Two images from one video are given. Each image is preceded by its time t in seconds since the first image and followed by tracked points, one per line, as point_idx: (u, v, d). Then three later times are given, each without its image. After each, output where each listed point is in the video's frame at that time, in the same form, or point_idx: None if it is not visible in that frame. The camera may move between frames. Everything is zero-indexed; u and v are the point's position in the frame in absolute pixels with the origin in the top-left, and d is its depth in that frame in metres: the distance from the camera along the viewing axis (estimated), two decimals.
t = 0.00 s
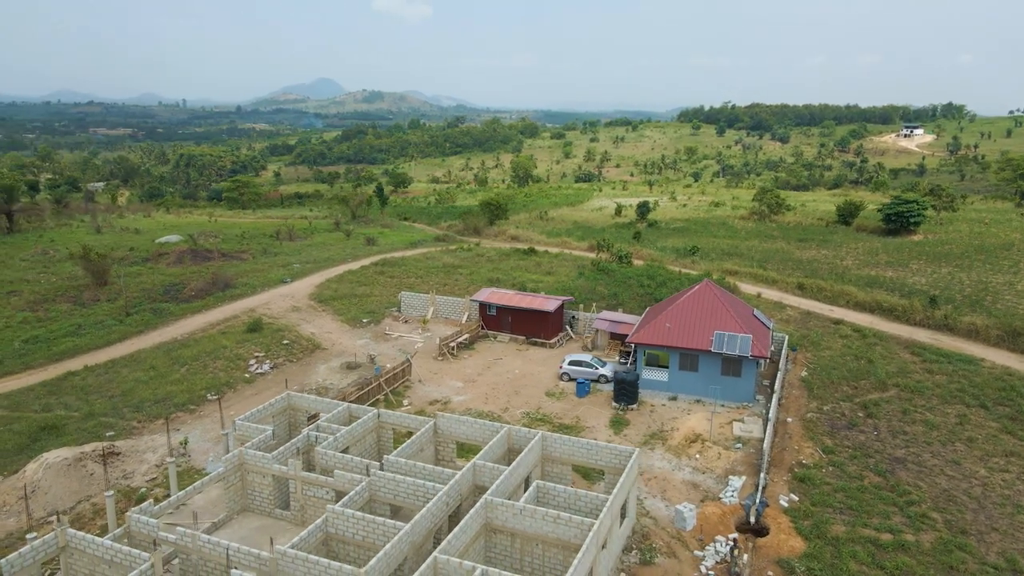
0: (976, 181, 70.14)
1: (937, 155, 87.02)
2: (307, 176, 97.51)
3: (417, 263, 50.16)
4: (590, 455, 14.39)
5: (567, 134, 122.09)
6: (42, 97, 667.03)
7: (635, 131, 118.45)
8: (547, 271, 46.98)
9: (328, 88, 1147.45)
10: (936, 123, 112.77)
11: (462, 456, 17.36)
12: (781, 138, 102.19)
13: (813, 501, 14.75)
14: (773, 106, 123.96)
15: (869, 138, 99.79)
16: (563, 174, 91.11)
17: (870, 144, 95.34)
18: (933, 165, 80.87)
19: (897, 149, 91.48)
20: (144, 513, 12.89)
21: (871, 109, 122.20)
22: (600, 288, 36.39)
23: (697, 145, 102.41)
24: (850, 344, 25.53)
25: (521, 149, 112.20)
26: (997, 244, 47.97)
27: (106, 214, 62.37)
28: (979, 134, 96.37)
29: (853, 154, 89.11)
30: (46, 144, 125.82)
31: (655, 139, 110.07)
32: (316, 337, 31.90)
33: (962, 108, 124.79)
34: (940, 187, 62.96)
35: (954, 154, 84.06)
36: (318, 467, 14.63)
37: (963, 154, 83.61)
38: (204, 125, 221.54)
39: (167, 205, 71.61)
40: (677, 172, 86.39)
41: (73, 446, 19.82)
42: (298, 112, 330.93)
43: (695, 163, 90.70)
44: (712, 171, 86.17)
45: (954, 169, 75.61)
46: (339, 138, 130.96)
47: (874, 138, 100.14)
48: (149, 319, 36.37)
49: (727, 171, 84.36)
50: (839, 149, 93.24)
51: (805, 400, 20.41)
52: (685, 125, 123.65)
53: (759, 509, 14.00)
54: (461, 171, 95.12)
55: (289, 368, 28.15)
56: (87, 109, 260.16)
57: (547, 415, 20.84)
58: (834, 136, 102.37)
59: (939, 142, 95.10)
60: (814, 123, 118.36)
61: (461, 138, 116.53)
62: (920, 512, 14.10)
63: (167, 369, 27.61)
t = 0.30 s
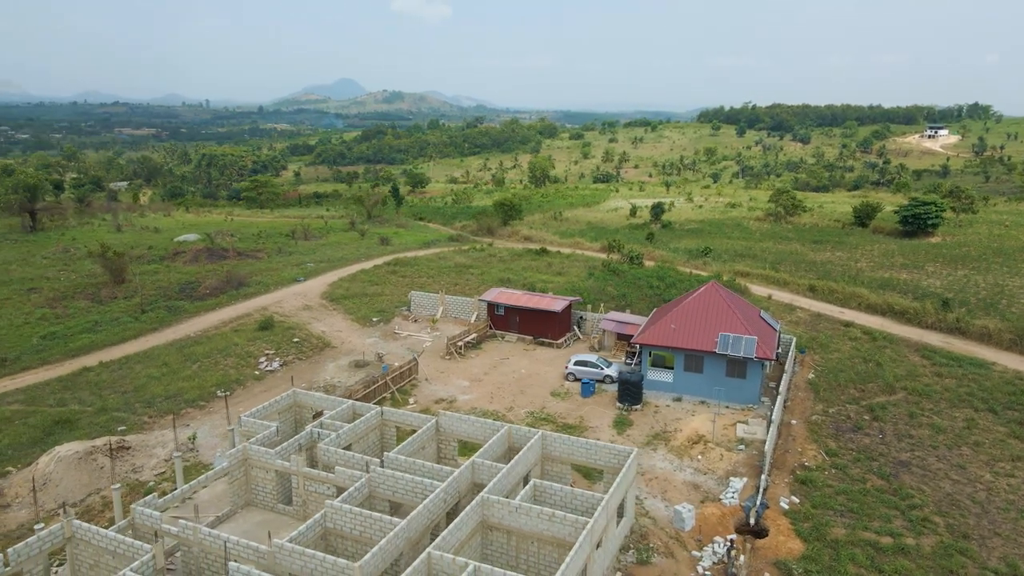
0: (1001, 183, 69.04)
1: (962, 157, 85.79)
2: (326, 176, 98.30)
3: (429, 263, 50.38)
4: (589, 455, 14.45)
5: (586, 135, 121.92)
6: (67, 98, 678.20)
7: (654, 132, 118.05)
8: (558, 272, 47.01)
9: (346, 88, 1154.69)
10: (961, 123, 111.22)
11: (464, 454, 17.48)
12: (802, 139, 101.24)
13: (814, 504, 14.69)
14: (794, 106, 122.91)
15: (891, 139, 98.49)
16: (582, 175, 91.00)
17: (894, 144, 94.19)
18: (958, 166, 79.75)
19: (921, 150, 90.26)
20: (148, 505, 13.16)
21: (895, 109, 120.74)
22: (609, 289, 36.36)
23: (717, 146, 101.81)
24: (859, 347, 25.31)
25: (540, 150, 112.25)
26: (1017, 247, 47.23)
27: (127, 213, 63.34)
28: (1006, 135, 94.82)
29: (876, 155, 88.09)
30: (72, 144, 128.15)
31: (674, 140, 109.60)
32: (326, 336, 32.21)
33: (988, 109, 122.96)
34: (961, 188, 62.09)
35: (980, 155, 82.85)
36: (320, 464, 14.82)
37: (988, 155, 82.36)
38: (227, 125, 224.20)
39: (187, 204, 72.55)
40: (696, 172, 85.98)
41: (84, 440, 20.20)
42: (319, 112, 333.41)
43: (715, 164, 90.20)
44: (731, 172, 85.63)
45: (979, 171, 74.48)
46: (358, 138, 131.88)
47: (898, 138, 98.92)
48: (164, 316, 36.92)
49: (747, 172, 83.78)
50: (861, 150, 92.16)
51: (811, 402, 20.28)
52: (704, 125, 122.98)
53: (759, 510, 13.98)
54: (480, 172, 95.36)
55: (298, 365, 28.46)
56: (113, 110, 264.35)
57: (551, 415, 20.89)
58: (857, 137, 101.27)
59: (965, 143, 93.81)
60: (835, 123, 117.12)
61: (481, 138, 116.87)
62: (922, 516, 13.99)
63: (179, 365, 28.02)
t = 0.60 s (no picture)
0: None
1: (986, 158, 84.55)
2: (345, 176, 99.00)
3: (441, 263, 50.58)
4: (588, 455, 14.51)
5: (604, 136, 121.60)
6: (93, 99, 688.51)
7: (673, 132, 117.56)
8: (568, 272, 47.06)
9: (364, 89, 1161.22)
10: (986, 124, 109.55)
11: (466, 452, 17.58)
12: (823, 140, 100.27)
13: (814, 506, 14.64)
14: (816, 107, 121.84)
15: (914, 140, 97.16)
16: (599, 176, 90.80)
17: (917, 146, 93.00)
18: (981, 168, 78.60)
19: (945, 151, 89.05)
20: (153, 499, 13.39)
21: (918, 110, 119.28)
22: (618, 289, 36.33)
23: (737, 147, 101.10)
24: (868, 350, 25.10)
25: (559, 151, 112.22)
26: None
27: (147, 212, 64.24)
28: None
29: (898, 156, 87.03)
30: (97, 144, 130.22)
31: (693, 141, 109.08)
32: (336, 334, 32.50)
33: (1015, 110, 121.01)
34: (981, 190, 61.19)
35: (1006, 156, 81.54)
36: (323, 460, 15.00)
37: (1014, 156, 81.04)
38: (247, 126, 226.62)
39: (206, 203, 73.43)
40: (714, 174, 85.56)
41: (96, 435, 20.60)
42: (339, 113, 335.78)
43: (733, 165, 89.63)
44: (750, 173, 84.99)
45: (1003, 172, 73.32)
46: (377, 138, 132.71)
47: (922, 139, 97.62)
48: (178, 314, 37.46)
49: (766, 173, 83.20)
50: (883, 151, 91.09)
51: (816, 405, 20.18)
52: (724, 126, 122.19)
53: (758, 512, 13.96)
54: (497, 172, 95.54)
55: (307, 364, 28.74)
56: (137, 111, 268.17)
57: (555, 415, 20.94)
58: (879, 137, 100.10)
59: (990, 144, 92.44)
60: (857, 124, 115.86)
61: (499, 139, 117.14)
62: (923, 520, 13.90)
63: (191, 362, 28.45)
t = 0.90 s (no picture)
0: None
1: (1011, 159, 83.20)
2: (364, 176, 99.64)
3: (453, 263, 50.78)
4: (587, 454, 14.57)
5: (623, 137, 121.30)
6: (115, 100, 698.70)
7: (693, 133, 116.96)
8: (578, 273, 47.08)
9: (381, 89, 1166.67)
10: (1013, 125, 107.79)
11: (468, 450, 17.70)
12: (844, 140, 99.21)
13: (815, 508, 14.60)
14: (837, 108, 120.66)
15: (938, 141, 95.75)
16: (617, 176, 90.56)
17: (940, 146, 91.72)
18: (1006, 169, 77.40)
19: (970, 152, 87.79)
20: (158, 492, 13.62)
21: (943, 110, 117.70)
22: (627, 290, 36.30)
23: (756, 147, 100.35)
24: (877, 352, 24.89)
25: (577, 151, 112.08)
26: None
27: (167, 212, 65.10)
28: None
29: (921, 157, 85.89)
30: (121, 144, 132.26)
31: (712, 141, 108.47)
32: (345, 333, 32.78)
33: None
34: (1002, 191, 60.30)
35: None
36: (325, 456, 15.18)
37: None
38: (268, 126, 228.77)
39: (225, 203, 74.21)
40: (733, 175, 85.08)
41: (107, 429, 20.99)
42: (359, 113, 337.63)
43: (753, 166, 89.04)
44: (770, 174, 84.32)
45: None
46: (396, 138, 133.41)
47: (945, 140, 96.26)
48: (192, 312, 37.95)
49: (785, 174, 82.54)
50: (905, 152, 89.93)
51: (822, 407, 20.07)
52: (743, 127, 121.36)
53: (757, 513, 13.96)
54: (515, 172, 95.64)
55: (316, 362, 29.01)
56: (167, 112, 271.04)
57: (559, 415, 20.98)
58: (902, 138, 98.84)
59: (1015, 146, 90.98)
60: (879, 124, 114.53)
61: (517, 139, 117.31)
62: (924, 524, 13.82)
63: (202, 359, 28.85)
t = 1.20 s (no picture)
0: None
1: None
2: (382, 176, 100.19)
3: (465, 263, 50.95)
4: (587, 453, 14.62)
5: (641, 137, 120.92)
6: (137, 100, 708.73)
7: (712, 134, 116.31)
8: (589, 273, 47.09)
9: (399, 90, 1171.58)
10: None
11: (469, 448, 17.82)
12: (866, 141, 98.12)
13: (815, 510, 14.55)
14: (860, 109, 119.46)
15: (963, 142, 94.31)
16: (635, 177, 90.33)
17: (964, 147, 90.38)
18: None
19: (995, 153, 86.45)
20: (162, 484, 13.84)
21: (968, 111, 116.04)
22: (637, 290, 36.26)
23: (776, 148, 99.53)
24: (886, 355, 24.67)
25: (595, 152, 111.91)
26: None
27: (186, 211, 65.95)
28: None
29: (945, 158, 84.70)
30: (145, 144, 134.18)
31: (732, 142, 107.80)
32: (355, 331, 33.05)
33: None
34: None
35: None
36: (327, 452, 15.36)
37: None
38: (287, 126, 230.92)
39: (243, 202, 74.97)
40: (752, 176, 84.55)
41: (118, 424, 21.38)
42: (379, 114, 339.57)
43: (773, 167, 88.36)
44: (789, 175, 83.59)
45: None
46: (416, 139, 134.00)
47: (970, 141, 94.84)
48: (206, 309, 38.46)
49: (805, 175, 81.90)
50: (928, 153, 88.73)
51: (827, 409, 19.94)
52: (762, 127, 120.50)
53: (757, 514, 13.94)
54: (532, 173, 95.71)
55: (325, 360, 29.28)
56: (189, 112, 274.73)
57: (563, 414, 21.03)
58: (925, 139, 97.56)
59: None
60: (903, 125, 113.15)
61: (535, 140, 117.40)
62: (925, 527, 13.73)
63: (213, 356, 29.25)
